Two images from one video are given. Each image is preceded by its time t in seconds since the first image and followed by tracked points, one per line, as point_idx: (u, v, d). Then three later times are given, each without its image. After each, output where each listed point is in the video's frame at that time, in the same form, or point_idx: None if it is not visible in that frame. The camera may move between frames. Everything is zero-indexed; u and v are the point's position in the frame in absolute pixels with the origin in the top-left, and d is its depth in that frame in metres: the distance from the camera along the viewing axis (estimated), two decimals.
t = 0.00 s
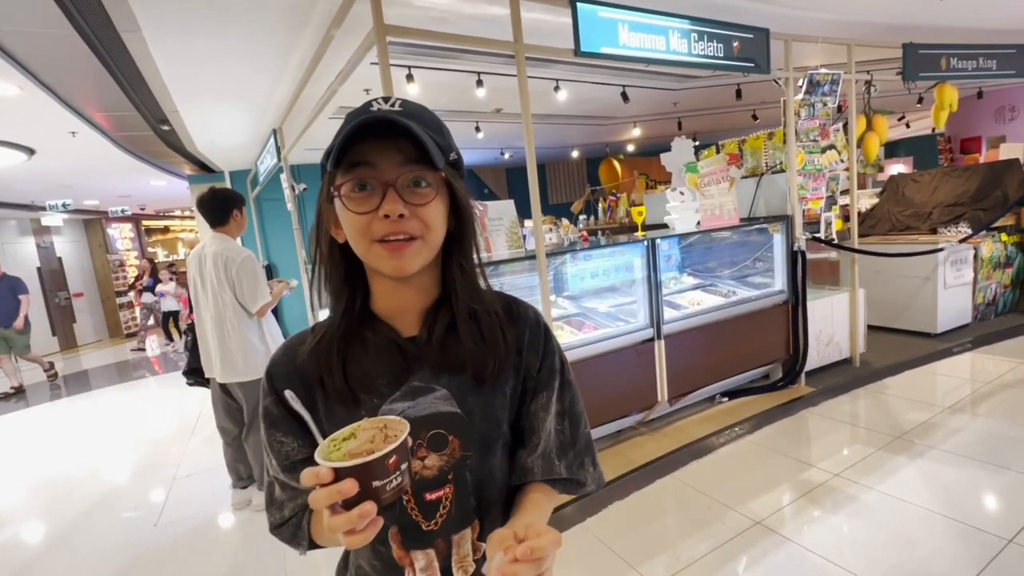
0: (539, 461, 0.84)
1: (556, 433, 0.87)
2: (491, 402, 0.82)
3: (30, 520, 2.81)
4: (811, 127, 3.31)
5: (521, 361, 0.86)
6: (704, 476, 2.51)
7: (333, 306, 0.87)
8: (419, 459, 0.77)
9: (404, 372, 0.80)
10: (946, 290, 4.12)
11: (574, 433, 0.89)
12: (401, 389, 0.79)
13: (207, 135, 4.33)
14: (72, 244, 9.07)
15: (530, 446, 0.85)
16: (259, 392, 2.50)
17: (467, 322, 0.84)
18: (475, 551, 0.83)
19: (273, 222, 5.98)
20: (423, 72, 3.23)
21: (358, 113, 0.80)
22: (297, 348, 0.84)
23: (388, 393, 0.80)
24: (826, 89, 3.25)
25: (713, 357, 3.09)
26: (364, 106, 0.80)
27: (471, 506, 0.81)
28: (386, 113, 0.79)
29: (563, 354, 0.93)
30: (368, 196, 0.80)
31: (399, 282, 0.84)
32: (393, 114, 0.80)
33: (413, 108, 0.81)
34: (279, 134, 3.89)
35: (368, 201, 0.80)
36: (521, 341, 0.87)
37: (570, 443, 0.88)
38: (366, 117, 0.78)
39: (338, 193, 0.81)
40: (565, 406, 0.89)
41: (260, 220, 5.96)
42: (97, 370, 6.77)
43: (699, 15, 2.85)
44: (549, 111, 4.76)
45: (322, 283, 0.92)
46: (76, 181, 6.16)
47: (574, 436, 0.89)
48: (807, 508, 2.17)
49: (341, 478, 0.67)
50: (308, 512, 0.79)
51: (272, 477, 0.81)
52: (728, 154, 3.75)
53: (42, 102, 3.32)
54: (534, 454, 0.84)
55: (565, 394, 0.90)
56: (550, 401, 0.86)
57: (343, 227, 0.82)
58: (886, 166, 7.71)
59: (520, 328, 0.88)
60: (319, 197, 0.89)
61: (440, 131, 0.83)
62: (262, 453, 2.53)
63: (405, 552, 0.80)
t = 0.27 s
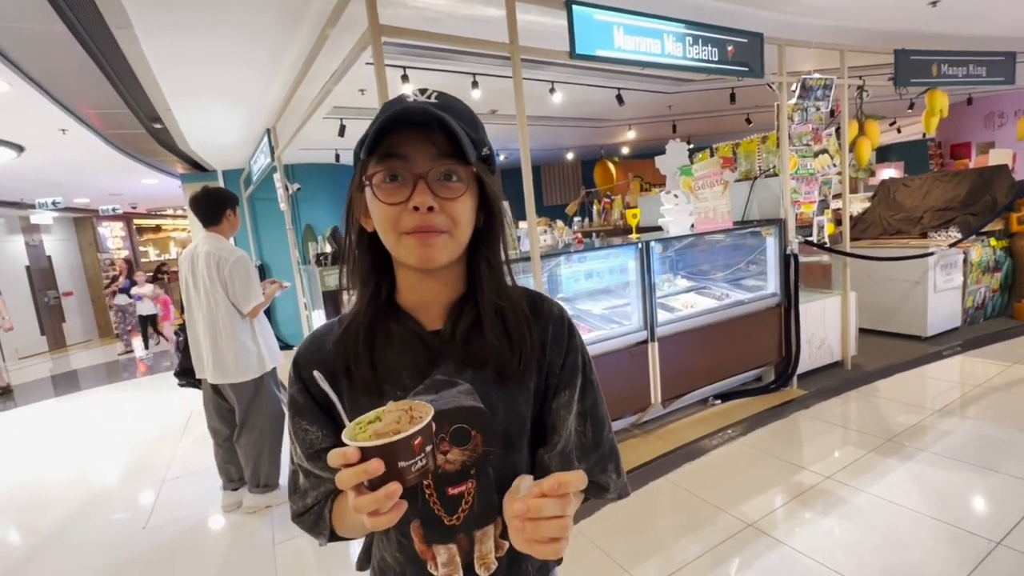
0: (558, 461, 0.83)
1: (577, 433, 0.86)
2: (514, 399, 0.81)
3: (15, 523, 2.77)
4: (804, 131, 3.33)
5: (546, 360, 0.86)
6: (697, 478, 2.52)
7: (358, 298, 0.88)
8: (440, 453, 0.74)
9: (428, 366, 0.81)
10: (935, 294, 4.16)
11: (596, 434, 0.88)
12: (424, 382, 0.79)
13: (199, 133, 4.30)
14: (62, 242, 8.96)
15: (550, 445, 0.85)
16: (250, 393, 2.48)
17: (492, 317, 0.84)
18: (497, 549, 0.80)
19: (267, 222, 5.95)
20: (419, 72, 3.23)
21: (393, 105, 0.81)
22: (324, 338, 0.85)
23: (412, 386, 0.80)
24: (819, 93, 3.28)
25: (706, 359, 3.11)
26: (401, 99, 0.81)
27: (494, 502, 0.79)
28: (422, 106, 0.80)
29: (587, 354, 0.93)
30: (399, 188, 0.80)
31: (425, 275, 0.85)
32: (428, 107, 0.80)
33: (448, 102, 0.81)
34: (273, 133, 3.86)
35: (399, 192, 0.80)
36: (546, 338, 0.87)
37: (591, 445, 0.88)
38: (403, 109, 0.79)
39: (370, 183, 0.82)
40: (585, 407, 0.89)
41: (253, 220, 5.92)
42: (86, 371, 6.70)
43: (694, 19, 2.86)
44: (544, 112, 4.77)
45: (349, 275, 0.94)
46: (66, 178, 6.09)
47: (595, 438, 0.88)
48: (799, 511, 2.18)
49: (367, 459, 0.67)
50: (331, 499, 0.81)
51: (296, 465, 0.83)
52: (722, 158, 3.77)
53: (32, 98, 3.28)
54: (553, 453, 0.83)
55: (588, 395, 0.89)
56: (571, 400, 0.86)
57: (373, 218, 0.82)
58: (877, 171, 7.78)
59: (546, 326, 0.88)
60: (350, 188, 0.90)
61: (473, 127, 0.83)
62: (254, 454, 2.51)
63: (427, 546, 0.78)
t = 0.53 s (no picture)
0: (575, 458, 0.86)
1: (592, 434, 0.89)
2: (536, 398, 0.83)
3: None
4: (794, 136, 3.36)
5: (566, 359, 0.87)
6: (688, 481, 2.53)
7: (380, 297, 0.88)
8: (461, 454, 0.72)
9: (452, 364, 0.81)
10: (922, 297, 4.21)
11: (611, 434, 0.91)
12: (448, 382, 0.80)
13: (190, 133, 4.26)
14: (49, 241, 8.85)
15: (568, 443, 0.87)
16: (239, 395, 2.46)
17: (515, 317, 0.85)
18: (517, 547, 0.81)
19: (258, 222, 5.91)
20: (412, 74, 3.23)
21: (419, 103, 0.81)
22: (346, 337, 0.85)
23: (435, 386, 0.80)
24: (809, 99, 3.32)
25: (697, 362, 3.13)
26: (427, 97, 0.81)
27: (515, 500, 0.78)
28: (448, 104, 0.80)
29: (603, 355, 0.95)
30: (425, 186, 0.80)
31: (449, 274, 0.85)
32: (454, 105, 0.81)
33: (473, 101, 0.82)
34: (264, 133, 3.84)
35: (425, 190, 0.80)
36: (566, 337, 0.89)
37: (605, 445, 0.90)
38: (429, 107, 0.79)
39: (395, 182, 0.82)
40: (600, 405, 0.91)
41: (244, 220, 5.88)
42: (73, 372, 6.61)
43: (686, 24, 2.88)
44: (537, 115, 4.78)
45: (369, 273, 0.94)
46: (53, 177, 6.02)
47: (609, 438, 0.91)
48: (787, 512, 2.20)
49: (408, 461, 0.66)
50: (348, 498, 0.81)
51: (313, 464, 0.83)
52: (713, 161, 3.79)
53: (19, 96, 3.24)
54: (570, 452, 0.86)
55: (603, 394, 0.92)
56: (589, 399, 0.88)
57: (398, 216, 0.82)
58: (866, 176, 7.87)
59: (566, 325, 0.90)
60: (373, 186, 0.90)
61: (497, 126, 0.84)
62: (242, 457, 2.49)
63: (448, 544, 0.77)
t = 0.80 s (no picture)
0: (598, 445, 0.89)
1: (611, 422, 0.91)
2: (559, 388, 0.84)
3: None
4: (786, 139, 3.39)
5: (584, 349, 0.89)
6: (680, 481, 2.54)
7: (401, 295, 0.88)
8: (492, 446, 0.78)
9: (475, 359, 0.82)
10: (913, 300, 4.25)
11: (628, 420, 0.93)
12: (473, 376, 0.81)
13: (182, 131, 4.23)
14: (39, 240, 8.75)
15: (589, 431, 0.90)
16: (230, 396, 2.44)
17: (536, 310, 0.86)
18: (542, 537, 0.83)
19: (251, 221, 5.88)
20: (406, 74, 3.22)
21: (431, 100, 0.80)
22: (367, 335, 0.84)
23: (460, 379, 0.81)
24: (801, 102, 3.34)
25: (691, 363, 3.14)
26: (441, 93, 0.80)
27: (541, 490, 0.82)
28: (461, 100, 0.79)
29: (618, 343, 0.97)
30: (443, 185, 0.80)
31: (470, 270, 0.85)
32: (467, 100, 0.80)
33: (486, 95, 0.81)
34: (257, 132, 3.82)
35: (443, 188, 0.80)
36: (583, 328, 0.90)
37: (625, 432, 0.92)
38: (443, 103, 0.78)
39: (413, 181, 0.81)
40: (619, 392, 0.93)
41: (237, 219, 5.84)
42: (61, 372, 6.54)
43: (680, 27, 2.90)
44: (532, 116, 4.78)
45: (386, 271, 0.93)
46: (43, 175, 5.96)
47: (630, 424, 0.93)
48: (779, 513, 2.21)
49: (436, 446, 0.67)
50: (362, 496, 0.80)
51: (327, 464, 0.82)
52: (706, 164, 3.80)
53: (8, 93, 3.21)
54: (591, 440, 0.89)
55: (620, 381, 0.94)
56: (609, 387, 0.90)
57: (417, 216, 0.82)
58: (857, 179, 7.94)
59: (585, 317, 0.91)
60: (388, 184, 0.89)
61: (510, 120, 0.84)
62: (233, 458, 2.48)
63: (480, 539, 0.79)
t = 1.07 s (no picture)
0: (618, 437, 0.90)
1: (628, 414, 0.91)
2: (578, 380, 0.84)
3: None
4: (779, 141, 3.41)
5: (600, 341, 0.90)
6: (675, 482, 2.55)
7: (415, 296, 0.88)
8: (513, 441, 0.78)
9: (493, 356, 0.81)
10: (904, 301, 4.28)
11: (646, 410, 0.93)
12: (491, 371, 0.80)
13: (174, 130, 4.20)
14: (29, 239, 8.67)
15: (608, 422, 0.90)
16: (223, 396, 2.42)
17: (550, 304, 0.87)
18: (565, 531, 0.83)
19: (244, 221, 5.84)
20: (401, 74, 3.22)
21: (429, 105, 0.81)
22: (383, 335, 0.84)
23: (479, 375, 0.80)
24: (794, 104, 3.36)
25: (685, 363, 3.16)
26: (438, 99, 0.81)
27: (562, 484, 0.82)
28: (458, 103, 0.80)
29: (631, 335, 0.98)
30: (448, 188, 0.80)
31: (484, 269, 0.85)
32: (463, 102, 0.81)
33: (481, 96, 0.82)
34: (251, 131, 3.80)
35: (448, 192, 0.80)
36: (597, 320, 0.90)
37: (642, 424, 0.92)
38: (441, 108, 0.78)
39: (418, 187, 0.82)
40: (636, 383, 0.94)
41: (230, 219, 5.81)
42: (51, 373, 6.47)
43: (674, 29, 2.91)
44: (527, 117, 4.79)
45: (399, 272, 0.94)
46: (34, 174, 5.91)
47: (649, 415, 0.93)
48: (771, 513, 2.22)
49: (435, 445, 0.67)
50: (367, 485, 0.79)
51: (335, 455, 0.82)
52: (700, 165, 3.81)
53: None
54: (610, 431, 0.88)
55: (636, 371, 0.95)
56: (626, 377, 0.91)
57: (425, 221, 0.83)
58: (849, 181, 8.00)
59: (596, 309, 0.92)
60: (396, 191, 0.89)
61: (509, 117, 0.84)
62: (226, 459, 2.46)
63: (504, 536, 0.78)
